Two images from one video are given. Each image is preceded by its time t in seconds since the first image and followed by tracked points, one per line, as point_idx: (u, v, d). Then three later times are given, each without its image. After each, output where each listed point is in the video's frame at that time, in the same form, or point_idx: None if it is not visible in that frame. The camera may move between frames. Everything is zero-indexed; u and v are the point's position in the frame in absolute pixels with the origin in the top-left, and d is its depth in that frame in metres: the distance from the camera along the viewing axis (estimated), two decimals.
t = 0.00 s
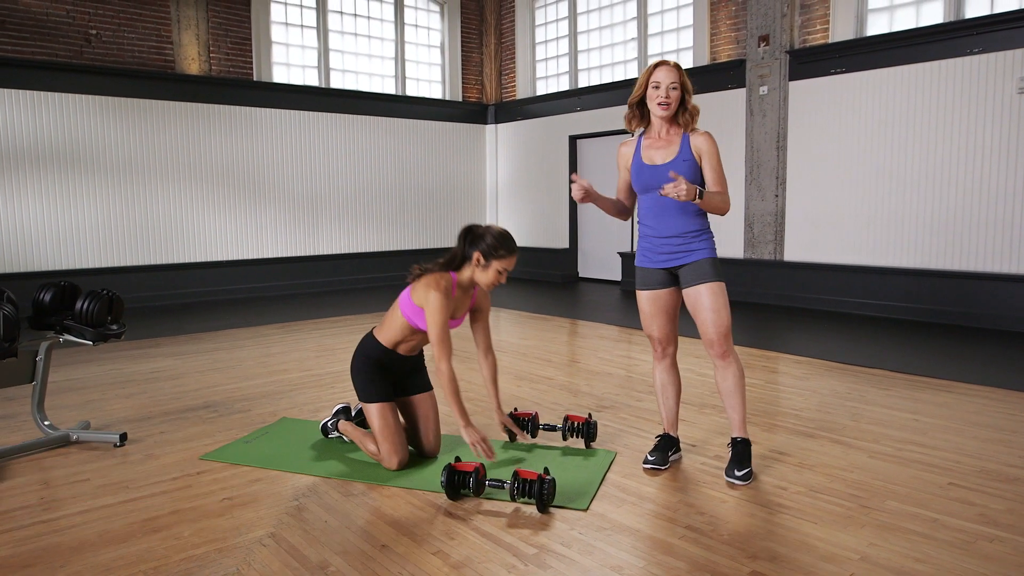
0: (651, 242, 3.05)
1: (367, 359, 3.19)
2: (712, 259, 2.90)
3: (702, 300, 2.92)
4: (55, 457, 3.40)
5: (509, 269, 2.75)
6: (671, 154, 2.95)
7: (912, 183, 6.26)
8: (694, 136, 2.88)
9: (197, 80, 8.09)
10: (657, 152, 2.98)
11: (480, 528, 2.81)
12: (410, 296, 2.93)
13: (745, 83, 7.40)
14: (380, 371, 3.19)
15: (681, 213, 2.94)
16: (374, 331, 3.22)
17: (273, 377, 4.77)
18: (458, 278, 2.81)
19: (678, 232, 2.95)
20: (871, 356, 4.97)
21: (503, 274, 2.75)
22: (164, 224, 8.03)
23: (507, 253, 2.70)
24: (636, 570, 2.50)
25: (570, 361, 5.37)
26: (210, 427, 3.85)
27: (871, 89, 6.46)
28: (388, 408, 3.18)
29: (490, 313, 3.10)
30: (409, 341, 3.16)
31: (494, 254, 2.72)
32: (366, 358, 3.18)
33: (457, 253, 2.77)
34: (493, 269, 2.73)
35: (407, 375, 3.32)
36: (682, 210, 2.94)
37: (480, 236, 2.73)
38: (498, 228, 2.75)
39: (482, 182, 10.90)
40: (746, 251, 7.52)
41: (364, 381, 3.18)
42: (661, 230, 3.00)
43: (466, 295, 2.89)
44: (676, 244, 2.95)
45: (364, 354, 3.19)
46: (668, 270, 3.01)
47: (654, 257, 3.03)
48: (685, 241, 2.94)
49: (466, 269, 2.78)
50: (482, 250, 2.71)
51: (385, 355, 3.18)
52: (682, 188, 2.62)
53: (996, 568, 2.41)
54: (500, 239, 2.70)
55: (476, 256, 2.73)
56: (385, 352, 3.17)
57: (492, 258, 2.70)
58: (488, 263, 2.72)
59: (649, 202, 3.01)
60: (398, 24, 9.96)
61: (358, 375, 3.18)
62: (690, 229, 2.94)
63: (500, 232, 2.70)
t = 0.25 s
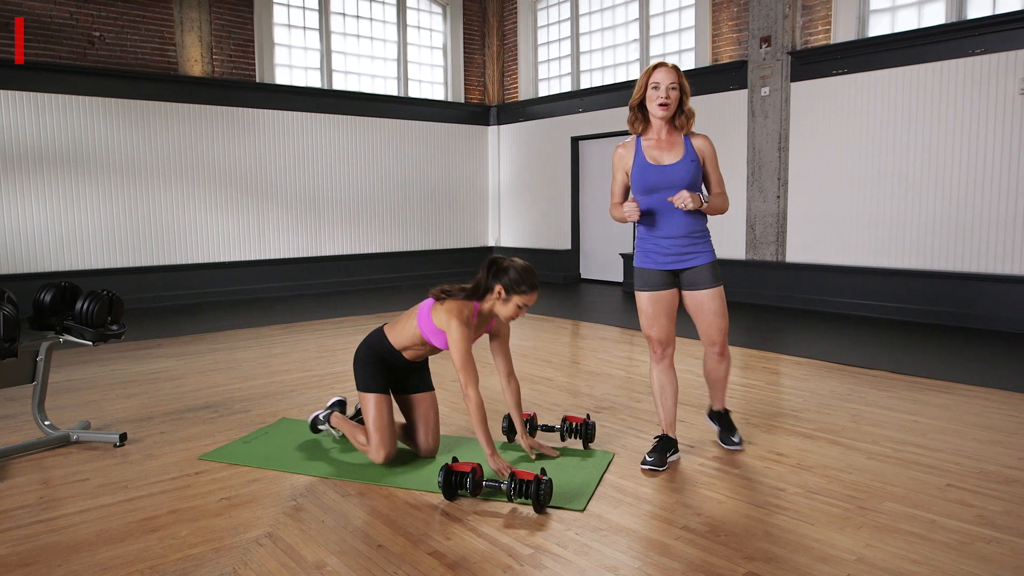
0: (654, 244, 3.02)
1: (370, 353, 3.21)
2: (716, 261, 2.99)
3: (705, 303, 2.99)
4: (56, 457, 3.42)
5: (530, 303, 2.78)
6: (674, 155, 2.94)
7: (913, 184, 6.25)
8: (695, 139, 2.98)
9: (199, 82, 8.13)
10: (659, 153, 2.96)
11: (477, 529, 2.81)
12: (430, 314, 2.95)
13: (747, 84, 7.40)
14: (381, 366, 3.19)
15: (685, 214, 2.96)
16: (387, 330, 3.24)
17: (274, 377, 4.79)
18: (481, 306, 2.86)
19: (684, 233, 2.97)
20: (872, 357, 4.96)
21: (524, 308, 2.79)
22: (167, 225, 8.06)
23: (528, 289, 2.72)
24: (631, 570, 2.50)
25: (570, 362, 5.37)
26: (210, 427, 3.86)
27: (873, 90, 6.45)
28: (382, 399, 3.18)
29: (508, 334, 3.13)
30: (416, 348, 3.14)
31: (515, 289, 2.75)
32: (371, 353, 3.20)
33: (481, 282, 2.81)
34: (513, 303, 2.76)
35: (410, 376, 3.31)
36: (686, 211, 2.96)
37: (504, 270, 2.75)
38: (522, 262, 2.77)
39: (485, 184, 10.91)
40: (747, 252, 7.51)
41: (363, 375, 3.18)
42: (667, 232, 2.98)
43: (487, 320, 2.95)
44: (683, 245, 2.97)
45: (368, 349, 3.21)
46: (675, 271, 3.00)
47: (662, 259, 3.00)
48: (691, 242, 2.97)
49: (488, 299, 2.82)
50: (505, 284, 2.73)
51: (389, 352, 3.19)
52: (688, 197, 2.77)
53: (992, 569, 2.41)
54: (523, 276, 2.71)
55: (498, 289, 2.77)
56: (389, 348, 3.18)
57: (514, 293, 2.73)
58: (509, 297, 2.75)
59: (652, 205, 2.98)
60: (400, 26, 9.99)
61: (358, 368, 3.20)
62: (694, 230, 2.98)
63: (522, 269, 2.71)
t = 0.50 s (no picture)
0: (661, 244, 3.07)
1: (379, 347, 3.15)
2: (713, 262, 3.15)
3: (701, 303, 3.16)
4: (54, 457, 3.43)
5: (550, 325, 2.79)
6: (680, 158, 3.07)
7: (912, 184, 6.24)
8: (696, 143, 3.13)
9: (199, 82, 8.15)
10: (666, 156, 3.05)
11: (472, 528, 2.82)
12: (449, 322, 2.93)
13: (747, 84, 7.39)
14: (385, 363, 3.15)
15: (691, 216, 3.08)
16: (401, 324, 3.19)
17: (273, 377, 4.80)
18: (500, 322, 2.87)
19: (690, 234, 3.08)
20: (871, 357, 4.95)
21: (544, 329, 2.81)
22: (167, 226, 8.08)
23: (551, 312, 2.74)
24: (625, 570, 2.50)
25: (569, 362, 5.38)
26: (208, 427, 3.88)
27: (872, 90, 6.44)
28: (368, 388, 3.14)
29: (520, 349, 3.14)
30: (427, 352, 3.11)
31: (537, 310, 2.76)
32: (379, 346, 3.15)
33: (504, 298, 2.81)
34: (534, 323, 2.78)
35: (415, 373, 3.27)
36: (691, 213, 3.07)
37: (529, 290, 2.76)
38: (548, 284, 2.78)
39: (485, 184, 10.92)
40: (747, 252, 7.50)
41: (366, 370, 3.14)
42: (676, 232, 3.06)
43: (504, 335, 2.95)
44: (691, 244, 3.07)
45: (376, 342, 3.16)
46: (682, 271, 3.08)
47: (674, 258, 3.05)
48: (696, 243, 3.09)
49: (508, 316, 2.83)
50: (528, 303, 2.75)
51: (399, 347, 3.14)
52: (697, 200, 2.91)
53: (986, 570, 2.41)
54: (548, 298, 2.73)
55: (520, 307, 2.77)
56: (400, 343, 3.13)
57: (535, 313, 2.75)
58: (531, 317, 2.77)
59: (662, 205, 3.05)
60: (401, 26, 10.00)
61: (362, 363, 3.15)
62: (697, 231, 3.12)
63: (547, 291, 2.73)
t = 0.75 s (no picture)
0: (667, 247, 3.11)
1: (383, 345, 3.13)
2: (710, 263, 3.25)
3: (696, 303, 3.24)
4: (52, 456, 3.44)
5: (562, 329, 2.81)
6: (685, 167, 3.08)
7: (912, 184, 6.23)
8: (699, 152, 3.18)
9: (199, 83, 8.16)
10: (673, 164, 3.06)
11: (468, 527, 2.82)
12: (459, 325, 2.92)
13: (747, 85, 7.39)
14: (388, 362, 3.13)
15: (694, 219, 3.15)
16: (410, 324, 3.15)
17: (271, 377, 4.81)
18: (511, 325, 2.87)
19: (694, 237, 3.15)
20: (870, 357, 4.94)
21: (555, 333, 2.82)
22: (167, 226, 8.10)
23: (563, 316, 2.76)
24: (620, 569, 2.50)
25: (567, 362, 5.38)
26: (206, 427, 3.88)
27: (872, 91, 6.44)
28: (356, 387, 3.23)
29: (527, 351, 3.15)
30: (435, 356, 3.07)
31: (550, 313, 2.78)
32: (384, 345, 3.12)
33: (516, 301, 2.82)
34: (545, 327, 2.80)
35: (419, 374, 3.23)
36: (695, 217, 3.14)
37: (542, 293, 2.78)
38: (561, 288, 2.80)
39: (485, 184, 10.93)
40: (747, 252, 7.49)
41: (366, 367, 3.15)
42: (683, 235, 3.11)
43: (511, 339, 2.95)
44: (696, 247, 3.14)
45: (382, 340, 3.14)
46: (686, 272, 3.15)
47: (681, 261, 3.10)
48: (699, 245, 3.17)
49: (519, 319, 2.83)
50: (541, 306, 2.76)
51: (404, 349, 3.10)
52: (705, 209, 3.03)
53: (981, 569, 2.41)
54: (561, 302, 2.75)
55: (533, 310, 2.78)
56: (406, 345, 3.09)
57: (548, 317, 2.76)
58: (543, 320, 2.78)
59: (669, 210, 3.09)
60: (401, 27, 10.02)
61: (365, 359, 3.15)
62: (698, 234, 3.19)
63: (561, 295, 2.75)
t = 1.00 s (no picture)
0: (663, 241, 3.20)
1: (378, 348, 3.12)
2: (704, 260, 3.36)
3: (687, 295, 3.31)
4: (46, 456, 3.44)
5: (559, 334, 2.82)
6: (682, 166, 3.22)
7: (908, 184, 6.24)
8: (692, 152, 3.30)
9: (195, 82, 8.16)
10: (670, 163, 3.21)
11: (462, 527, 2.82)
12: (456, 328, 2.91)
13: (743, 85, 7.40)
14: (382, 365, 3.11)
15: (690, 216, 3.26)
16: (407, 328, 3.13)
17: (267, 377, 4.81)
18: (509, 329, 2.87)
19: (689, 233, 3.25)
20: (865, 356, 4.95)
21: (552, 338, 2.83)
22: (163, 226, 8.10)
23: (561, 322, 2.76)
24: (612, 568, 2.51)
25: (563, 361, 5.38)
26: (201, 427, 3.88)
27: (867, 91, 6.45)
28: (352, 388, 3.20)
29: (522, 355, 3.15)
30: (430, 360, 3.06)
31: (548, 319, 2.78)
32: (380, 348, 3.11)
33: (515, 304, 2.82)
34: (543, 332, 2.80)
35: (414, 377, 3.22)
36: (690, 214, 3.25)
37: (541, 298, 2.78)
38: (559, 293, 2.80)
39: (482, 184, 10.93)
40: (744, 252, 7.50)
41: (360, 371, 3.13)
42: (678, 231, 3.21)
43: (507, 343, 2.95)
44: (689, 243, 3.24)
45: (377, 343, 3.12)
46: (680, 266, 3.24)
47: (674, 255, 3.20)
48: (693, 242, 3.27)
49: (517, 323, 2.83)
50: (540, 311, 2.76)
51: (399, 357, 3.09)
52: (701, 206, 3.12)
53: (973, 568, 2.42)
54: (560, 308, 2.75)
55: (531, 314, 2.78)
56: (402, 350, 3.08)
57: (546, 322, 2.77)
58: (541, 326, 2.79)
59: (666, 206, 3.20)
60: (398, 26, 10.02)
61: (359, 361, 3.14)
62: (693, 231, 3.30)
63: (560, 300, 2.75)
